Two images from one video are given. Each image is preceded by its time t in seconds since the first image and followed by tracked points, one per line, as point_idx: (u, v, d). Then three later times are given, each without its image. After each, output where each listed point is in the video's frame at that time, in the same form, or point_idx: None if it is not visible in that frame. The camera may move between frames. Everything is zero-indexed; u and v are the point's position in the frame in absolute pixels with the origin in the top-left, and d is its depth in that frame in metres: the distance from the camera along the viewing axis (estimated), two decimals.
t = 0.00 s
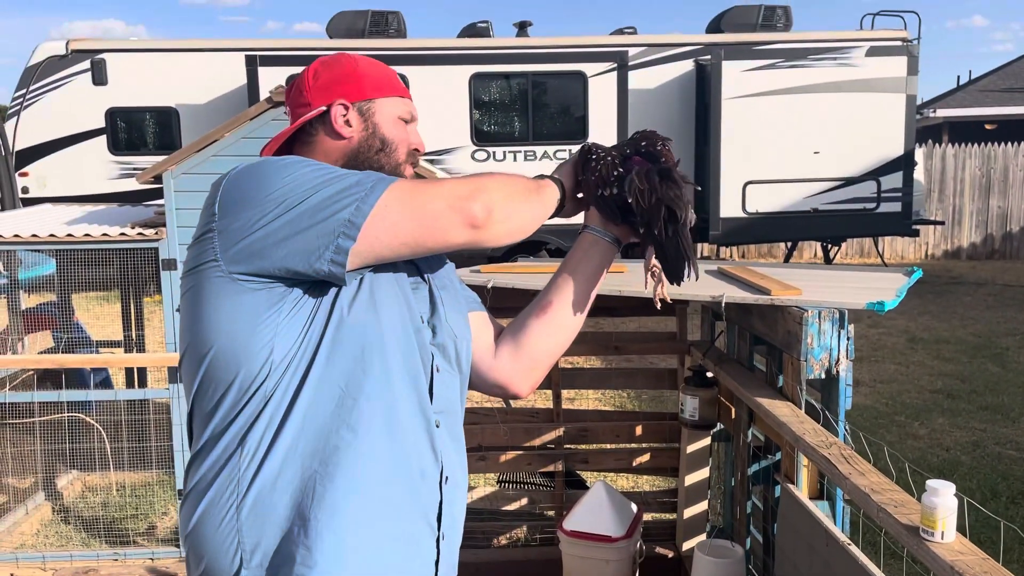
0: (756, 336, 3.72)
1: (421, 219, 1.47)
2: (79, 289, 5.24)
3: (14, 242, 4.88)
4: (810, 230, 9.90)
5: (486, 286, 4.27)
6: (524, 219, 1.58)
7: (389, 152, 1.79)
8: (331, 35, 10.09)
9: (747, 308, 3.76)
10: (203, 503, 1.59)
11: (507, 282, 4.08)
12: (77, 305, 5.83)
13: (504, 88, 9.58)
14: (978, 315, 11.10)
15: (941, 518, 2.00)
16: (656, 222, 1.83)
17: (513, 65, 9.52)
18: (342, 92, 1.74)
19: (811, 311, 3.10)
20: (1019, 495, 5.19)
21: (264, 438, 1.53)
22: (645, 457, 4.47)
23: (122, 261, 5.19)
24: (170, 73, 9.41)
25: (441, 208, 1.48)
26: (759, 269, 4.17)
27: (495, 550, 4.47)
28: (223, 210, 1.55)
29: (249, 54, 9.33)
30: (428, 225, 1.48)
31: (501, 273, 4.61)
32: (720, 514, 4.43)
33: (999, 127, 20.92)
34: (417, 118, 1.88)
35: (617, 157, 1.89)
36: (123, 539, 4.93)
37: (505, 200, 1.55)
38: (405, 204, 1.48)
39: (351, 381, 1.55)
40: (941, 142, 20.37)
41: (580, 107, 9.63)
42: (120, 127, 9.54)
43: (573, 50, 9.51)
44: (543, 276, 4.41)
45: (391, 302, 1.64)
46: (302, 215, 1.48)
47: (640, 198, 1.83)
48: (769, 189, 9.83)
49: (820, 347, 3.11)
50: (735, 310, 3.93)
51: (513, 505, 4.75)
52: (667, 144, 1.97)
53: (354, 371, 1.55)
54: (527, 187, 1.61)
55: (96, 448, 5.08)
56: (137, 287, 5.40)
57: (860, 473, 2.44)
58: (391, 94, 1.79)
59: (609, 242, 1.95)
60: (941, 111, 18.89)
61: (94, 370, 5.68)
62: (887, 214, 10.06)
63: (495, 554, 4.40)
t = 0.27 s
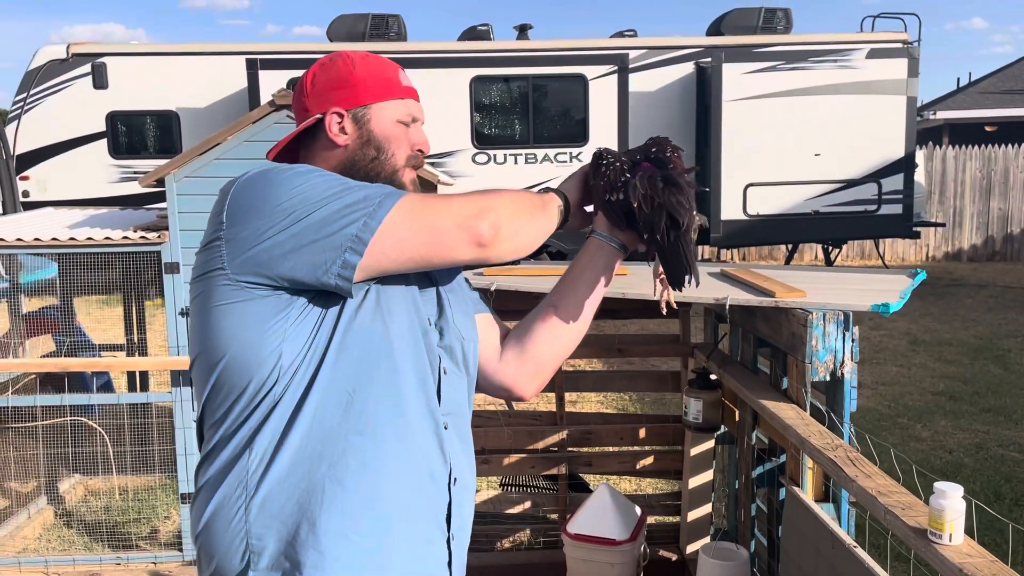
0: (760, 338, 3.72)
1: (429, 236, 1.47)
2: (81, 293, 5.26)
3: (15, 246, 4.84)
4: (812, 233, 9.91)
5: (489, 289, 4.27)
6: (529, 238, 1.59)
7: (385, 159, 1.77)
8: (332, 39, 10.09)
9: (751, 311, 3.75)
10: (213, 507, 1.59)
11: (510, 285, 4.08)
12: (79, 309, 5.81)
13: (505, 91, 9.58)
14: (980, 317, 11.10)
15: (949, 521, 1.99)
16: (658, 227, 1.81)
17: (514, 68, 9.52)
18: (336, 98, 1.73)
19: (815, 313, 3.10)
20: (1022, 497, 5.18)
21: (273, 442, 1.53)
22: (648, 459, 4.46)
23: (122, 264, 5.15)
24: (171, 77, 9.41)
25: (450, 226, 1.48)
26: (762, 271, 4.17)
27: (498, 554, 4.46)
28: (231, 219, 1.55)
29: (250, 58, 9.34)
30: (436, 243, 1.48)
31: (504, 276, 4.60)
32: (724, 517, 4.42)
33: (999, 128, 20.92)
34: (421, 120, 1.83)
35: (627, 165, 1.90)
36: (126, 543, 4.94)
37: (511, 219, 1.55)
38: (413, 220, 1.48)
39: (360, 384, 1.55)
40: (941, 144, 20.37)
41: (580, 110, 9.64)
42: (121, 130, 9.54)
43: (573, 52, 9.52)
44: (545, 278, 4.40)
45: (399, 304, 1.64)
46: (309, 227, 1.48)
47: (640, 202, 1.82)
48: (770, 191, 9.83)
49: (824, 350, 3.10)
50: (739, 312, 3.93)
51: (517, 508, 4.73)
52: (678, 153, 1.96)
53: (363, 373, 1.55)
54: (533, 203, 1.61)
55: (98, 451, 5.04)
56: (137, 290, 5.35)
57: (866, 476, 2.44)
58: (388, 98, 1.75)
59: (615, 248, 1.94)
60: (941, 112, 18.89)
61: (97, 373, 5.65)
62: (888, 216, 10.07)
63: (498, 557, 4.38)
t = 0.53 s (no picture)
0: (762, 340, 3.73)
1: (410, 278, 1.50)
2: (83, 295, 5.27)
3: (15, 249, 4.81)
4: (811, 234, 9.92)
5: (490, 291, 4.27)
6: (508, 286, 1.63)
7: (385, 164, 1.75)
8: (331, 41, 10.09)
9: (752, 312, 3.76)
10: (218, 516, 1.60)
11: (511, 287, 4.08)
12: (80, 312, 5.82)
13: (504, 93, 9.59)
14: (979, 318, 11.10)
15: (953, 522, 2.00)
16: (644, 228, 1.95)
17: (513, 70, 9.53)
18: (339, 105, 1.75)
19: (818, 314, 3.10)
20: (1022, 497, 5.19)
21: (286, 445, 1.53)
22: (650, 461, 4.47)
23: (124, 267, 5.13)
24: (171, 80, 9.42)
25: (433, 275, 1.51)
26: (764, 273, 4.17)
27: (500, 556, 4.46)
28: (239, 230, 1.56)
29: (249, 60, 9.34)
30: (414, 286, 1.51)
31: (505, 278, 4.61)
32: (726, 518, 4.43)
33: (997, 129, 20.95)
34: (428, 125, 1.81)
35: (638, 180, 2.07)
36: (128, 545, 4.94)
37: (491, 271, 1.59)
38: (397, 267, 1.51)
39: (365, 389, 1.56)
40: (939, 145, 20.40)
41: (579, 112, 9.64)
42: (121, 133, 9.54)
43: (572, 54, 9.53)
44: (547, 280, 4.40)
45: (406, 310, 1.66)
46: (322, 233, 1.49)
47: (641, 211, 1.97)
48: (769, 193, 9.85)
49: (827, 351, 3.11)
50: (741, 313, 3.93)
51: (518, 509, 4.71)
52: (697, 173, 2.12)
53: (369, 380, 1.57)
54: (512, 252, 1.64)
55: (101, 454, 5.06)
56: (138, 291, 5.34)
57: (870, 477, 2.44)
58: (388, 104, 1.74)
59: (624, 265, 2.02)
60: (939, 114, 18.92)
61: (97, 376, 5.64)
62: (887, 217, 10.08)
63: (500, 558, 4.38)
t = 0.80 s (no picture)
0: (762, 340, 3.74)
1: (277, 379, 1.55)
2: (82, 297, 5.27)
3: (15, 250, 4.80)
4: (810, 234, 9.94)
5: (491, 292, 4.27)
6: (369, 435, 1.65)
7: (360, 157, 1.90)
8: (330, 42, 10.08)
9: (753, 312, 3.77)
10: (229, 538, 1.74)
11: (512, 288, 4.08)
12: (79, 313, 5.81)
13: (502, 94, 9.58)
14: (978, 318, 11.12)
15: (955, 522, 2.01)
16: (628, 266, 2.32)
17: (512, 71, 9.52)
18: (331, 100, 1.94)
19: (819, 315, 3.11)
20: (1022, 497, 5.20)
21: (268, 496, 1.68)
22: (651, 461, 4.47)
23: (124, 269, 5.11)
24: (170, 81, 9.41)
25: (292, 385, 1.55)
26: (764, 273, 4.17)
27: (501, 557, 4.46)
28: (202, 294, 1.69)
29: (248, 62, 9.33)
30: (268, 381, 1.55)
31: (505, 279, 4.61)
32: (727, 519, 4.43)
33: (995, 129, 20.96)
34: (405, 124, 1.89)
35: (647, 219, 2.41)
36: (128, 547, 4.93)
37: (351, 416, 1.60)
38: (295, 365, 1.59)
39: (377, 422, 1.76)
40: (938, 145, 20.41)
41: (578, 113, 9.64)
42: (120, 135, 9.54)
43: (571, 56, 9.54)
44: (547, 281, 4.41)
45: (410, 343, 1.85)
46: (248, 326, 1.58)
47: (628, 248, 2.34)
48: (768, 194, 9.86)
49: (827, 351, 3.12)
50: (741, 313, 3.94)
51: (519, 510, 4.66)
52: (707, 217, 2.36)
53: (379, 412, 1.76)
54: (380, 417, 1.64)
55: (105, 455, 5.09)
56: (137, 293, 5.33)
57: (871, 477, 2.45)
58: (362, 101, 1.87)
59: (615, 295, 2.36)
60: (936, 115, 18.94)
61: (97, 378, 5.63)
62: (886, 217, 10.10)
63: (502, 559, 4.39)
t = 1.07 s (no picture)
0: (761, 340, 3.74)
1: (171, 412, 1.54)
2: (80, 298, 5.40)
3: (12, 252, 4.79)
4: (807, 235, 9.97)
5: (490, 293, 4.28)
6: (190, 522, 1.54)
7: (347, 157, 1.91)
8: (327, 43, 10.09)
9: (752, 313, 3.78)
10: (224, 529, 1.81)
11: (511, 289, 4.09)
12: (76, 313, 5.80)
13: (500, 95, 9.59)
14: (976, 317, 11.14)
15: (954, 521, 2.01)
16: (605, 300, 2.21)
17: (509, 72, 9.54)
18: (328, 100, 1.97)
19: (817, 315, 3.11)
20: (1020, 496, 5.22)
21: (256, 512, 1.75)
22: (649, 461, 4.49)
23: (121, 270, 5.15)
24: (167, 83, 9.40)
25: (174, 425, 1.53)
26: (762, 273, 4.18)
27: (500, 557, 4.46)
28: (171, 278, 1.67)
29: (245, 63, 9.32)
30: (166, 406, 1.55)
31: (504, 279, 4.61)
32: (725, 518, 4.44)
33: (992, 129, 21.00)
34: (392, 122, 1.88)
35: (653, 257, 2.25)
36: (127, 549, 4.93)
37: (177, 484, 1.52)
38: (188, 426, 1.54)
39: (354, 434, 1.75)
40: (935, 146, 20.45)
41: (576, 113, 9.65)
42: (117, 136, 9.53)
43: (569, 56, 9.55)
44: (546, 282, 4.41)
45: (398, 351, 1.82)
46: (171, 385, 1.52)
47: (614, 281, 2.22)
48: (765, 195, 9.87)
49: (826, 351, 3.12)
50: (740, 313, 3.95)
51: (518, 511, 4.64)
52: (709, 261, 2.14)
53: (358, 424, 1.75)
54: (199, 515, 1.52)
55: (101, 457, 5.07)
56: (135, 294, 5.37)
57: (870, 476, 2.45)
58: (350, 100, 1.89)
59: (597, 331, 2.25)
60: (933, 115, 18.98)
61: (95, 379, 5.65)
62: (883, 217, 10.12)
63: (500, 559, 4.39)
